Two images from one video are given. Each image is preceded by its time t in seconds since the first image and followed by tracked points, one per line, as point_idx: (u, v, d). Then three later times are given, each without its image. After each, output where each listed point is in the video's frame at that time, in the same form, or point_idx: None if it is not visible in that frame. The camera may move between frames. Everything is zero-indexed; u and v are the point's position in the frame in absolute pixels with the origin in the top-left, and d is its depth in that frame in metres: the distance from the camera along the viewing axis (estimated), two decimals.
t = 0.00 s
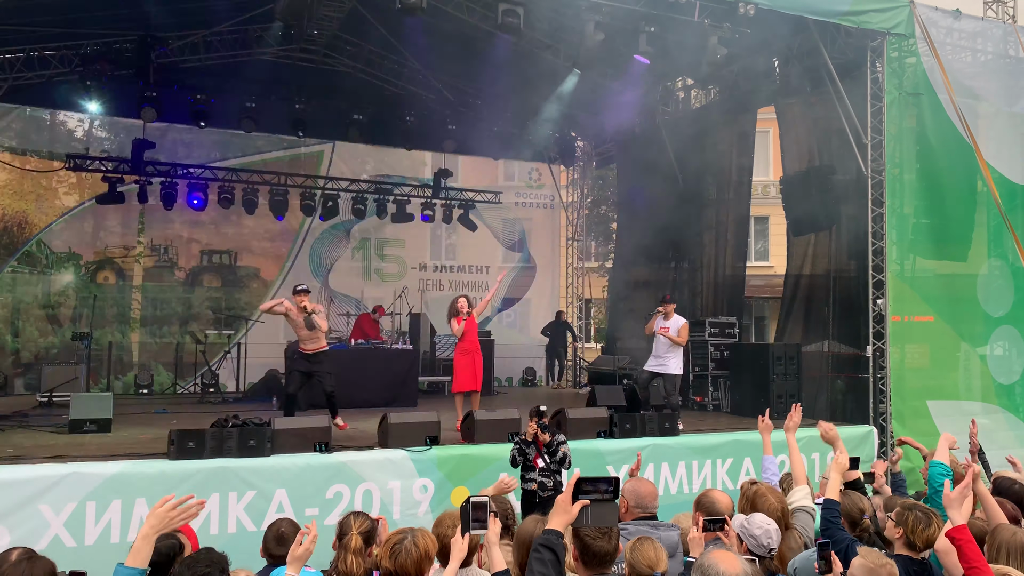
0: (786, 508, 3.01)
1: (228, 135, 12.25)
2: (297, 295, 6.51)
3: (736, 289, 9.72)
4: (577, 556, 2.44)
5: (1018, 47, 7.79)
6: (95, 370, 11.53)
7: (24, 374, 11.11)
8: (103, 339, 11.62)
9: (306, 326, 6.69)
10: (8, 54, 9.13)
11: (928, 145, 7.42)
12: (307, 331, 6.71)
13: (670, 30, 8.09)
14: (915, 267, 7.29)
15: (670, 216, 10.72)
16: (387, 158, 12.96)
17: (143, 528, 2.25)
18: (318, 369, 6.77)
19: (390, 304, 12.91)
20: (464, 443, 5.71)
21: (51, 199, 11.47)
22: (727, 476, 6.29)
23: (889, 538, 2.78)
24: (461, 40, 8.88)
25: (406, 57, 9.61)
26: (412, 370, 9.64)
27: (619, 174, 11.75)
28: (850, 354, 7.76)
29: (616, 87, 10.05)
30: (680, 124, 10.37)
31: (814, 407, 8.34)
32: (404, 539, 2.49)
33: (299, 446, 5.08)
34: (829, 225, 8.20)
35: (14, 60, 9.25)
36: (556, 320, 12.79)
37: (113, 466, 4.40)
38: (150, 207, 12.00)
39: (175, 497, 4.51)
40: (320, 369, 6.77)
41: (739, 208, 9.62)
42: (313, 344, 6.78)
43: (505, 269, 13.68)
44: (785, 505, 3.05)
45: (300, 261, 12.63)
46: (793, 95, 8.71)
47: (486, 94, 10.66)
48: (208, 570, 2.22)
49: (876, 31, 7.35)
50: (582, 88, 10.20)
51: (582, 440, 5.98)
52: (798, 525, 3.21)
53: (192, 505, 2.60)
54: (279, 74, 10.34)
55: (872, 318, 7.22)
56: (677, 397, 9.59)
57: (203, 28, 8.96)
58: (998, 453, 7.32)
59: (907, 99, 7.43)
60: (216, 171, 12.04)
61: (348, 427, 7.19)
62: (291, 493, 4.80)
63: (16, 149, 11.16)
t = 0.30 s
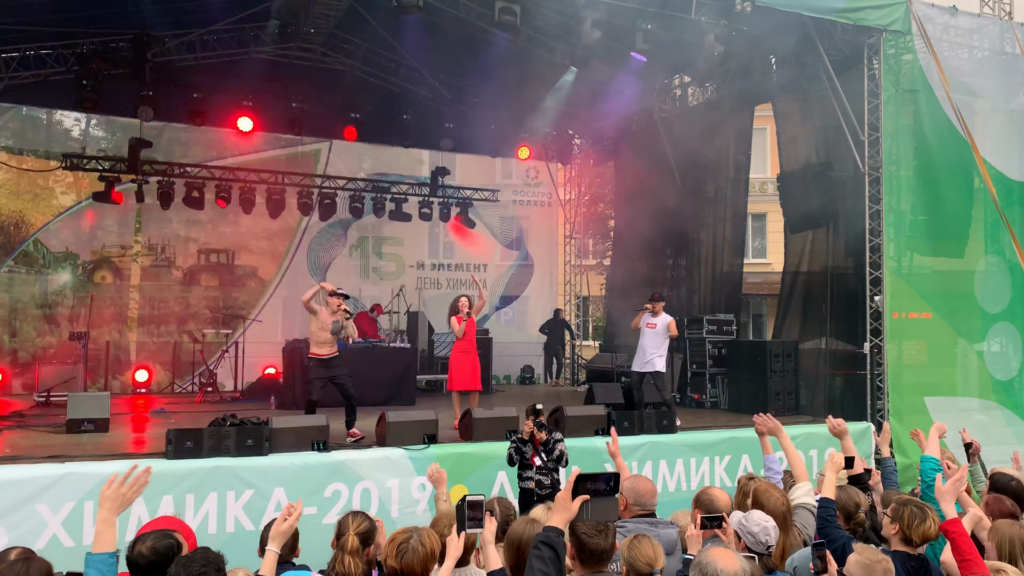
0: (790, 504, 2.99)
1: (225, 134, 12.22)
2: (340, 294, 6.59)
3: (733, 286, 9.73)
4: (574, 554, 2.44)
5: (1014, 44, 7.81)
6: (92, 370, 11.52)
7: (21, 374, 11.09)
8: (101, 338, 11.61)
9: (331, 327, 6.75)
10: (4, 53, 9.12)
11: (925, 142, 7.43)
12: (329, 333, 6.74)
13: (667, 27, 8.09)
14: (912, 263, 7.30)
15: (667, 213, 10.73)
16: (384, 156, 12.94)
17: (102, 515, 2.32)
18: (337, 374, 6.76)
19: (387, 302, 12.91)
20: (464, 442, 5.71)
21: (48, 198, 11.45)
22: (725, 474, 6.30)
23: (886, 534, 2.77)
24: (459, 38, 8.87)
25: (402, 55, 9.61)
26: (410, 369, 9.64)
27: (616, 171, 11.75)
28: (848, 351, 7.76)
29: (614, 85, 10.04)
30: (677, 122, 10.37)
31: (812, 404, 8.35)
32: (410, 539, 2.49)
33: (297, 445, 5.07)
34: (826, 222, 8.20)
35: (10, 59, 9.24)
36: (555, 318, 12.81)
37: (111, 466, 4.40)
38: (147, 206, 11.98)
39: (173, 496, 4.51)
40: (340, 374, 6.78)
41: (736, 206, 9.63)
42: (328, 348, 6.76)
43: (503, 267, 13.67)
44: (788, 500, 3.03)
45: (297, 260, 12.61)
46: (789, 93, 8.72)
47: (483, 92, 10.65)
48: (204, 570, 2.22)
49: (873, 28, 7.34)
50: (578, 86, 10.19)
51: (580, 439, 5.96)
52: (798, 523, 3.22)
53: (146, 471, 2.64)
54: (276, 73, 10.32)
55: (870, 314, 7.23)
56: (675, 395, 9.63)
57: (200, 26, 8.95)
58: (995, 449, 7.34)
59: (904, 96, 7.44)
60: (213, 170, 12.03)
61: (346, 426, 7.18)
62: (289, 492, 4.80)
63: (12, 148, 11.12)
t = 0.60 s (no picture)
0: (790, 504, 3.01)
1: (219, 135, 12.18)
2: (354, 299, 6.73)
3: (728, 286, 9.75)
4: (569, 556, 2.45)
5: (1007, 44, 7.84)
6: (87, 372, 11.48)
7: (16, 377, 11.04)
8: (96, 340, 11.57)
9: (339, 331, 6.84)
10: None
11: (918, 141, 7.47)
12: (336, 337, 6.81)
13: (662, 27, 8.09)
14: (906, 263, 7.33)
15: (662, 213, 10.74)
16: (379, 156, 12.93)
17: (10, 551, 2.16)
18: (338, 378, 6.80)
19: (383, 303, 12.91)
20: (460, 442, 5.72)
21: (42, 200, 11.42)
22: (720, 473, 6.32)
23: (880, 532, 2.79)
24: (454, 39, 8.87)
25: (397, 56, 9.60)
26: (406, 370, 9.64)
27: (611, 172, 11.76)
28: (843, 350, 7.77)
29: (609, 86, 10.06)
30: (671, 122, 10.38)
31: (807, 403, 8.38)
32: (409, 543, 2.50)
33: (294, 447, 5.09)
34: (821, 221, 8.21)
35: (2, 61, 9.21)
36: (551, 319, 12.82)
37: (106, 469, 4.39)
38: (142, 208, 11.95)
39: (170, 498, 4.51)
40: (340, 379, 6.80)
41: (731, 206, 9.65)
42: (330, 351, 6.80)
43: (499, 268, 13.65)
44: (789, 499, 3.05)
45: (293, 262, 12.56)
46: (783, 93, 8.74)
47: (478, 93, 10.64)
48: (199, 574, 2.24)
49: (867, 28, 7.36)
50: (573, 87, 10.21)
51: (575, 438, 5.97)
52: (797, 522, 3.18)
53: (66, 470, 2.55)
54: (270, 74, 10.30)
55: (864, 314, 7.26)
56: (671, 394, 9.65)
57: (194, 28, 8.95)
58: (990, 447, 7.38)
59: (897, 96, 7.47)
60: (207, 171, 12.00)
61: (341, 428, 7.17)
62: (285, 494, 4.79)
63: (6, 150, 11.08)
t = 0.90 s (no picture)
0: (787, 506, 2.99)
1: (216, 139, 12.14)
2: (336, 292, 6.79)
3: (725, 289, 9.78)
4: (567, 560, 2.46)
5: (1001, 47, 7.88)
6: (84, 378, 11.44)
7: (12, 384, 11.02)
8: (92, 346, 11.55)
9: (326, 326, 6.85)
10: None
11: (913, 144, 7.50)
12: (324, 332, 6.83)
13: (657, 31, 8.13)
14: (902, 265, 7.36)
15: (658, 217, 10.78)
16: (376, 161, 12.95)
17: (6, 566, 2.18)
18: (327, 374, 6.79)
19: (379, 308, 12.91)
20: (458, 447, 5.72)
21: (38, 206, 11.40)
22: (718, 476, 6.32)
23: (878, 534, 2.78)
24: (450, 44, 8.90)
25: (393, 61, 9.63)
26: (403, 374, 9.64)
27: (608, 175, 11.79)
28: (839, 352, 7.84)
29: (605, 90, 10.10)
30: (667, 126, 10.42)
31: (804, 406, 8.43)
32: (406, 549, 2.49)
33: (290, 452, 5.08)
34: (818, 224, 8.21)
35: None
36: (548, 322, 12.84)
37: (103, 475, 4.38)
38: (138, 213, 11.94)
39: (166, 504, 4.49)
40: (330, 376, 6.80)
41: (727, 210, 9.67)
42: (322, 347, 6.82)
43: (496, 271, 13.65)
44: (785, 500, 3.03)
45: (289, 266, 12.60)
46: (778, 96, 8.78)
47: (474, 97, 10.67)
48: None
49: (861, 32, 7.45)
50: (569, 91, 10.24)
51: (573, 442, 5.98)
52: (796, 529, 3.18)
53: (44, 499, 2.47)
54: (267, 79, 10.31)
55: (860, 316, 7.28)
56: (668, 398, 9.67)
57: (190, 34, 8.98)
58: (986, 449, 7.40)
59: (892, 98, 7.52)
60: (204, 177, 12.00)
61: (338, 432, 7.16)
62: (282, 500, 4.78)
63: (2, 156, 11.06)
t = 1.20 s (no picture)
0: (787, 514, 3.00)
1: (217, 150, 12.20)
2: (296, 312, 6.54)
3: (725, 297, 9.78)
4: (568, 571, 2.44)
5: (998, 55, 7.92)
6: (84, 389, 11.43)
7: (13, 395, 11.02)
8: (93, 357, 11.54)
9: (301, 344, 6.70)
10: None
11: (912, 152, 7.53)
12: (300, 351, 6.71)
13: (655, 41, 8.18)
14: (901, 272, 7.37)
15: (657, 225, 10.79)
16: (376, 171, 12.98)
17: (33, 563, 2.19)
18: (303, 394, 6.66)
19: (379, 318, 12.91)
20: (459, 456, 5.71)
21: (39, 217, 11.43)
22: (719, 485, 6.30)
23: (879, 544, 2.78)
24: (448, 53, 8.95)
25: (392, 71, 9.68)
26: (404, 383, 9.63)
27: (607, 184, 11.81)
28: (839, 360, 7.83)
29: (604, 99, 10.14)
30: (666, 135, 10.44)
31: (805, 414, 8.41)
32: (407, 560, 2.48)
33: (290, 462, 5.06)
34: (816, 232, 8.23)
35: None
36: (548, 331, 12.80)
37: (103, 486, 4.38)
38: (139, 224, 11.96)
39: (167, 515, 4.48)
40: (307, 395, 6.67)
41: (726, 217, 9.70)
42: (301, 366, 6.74)
43: (496, 280, 13.68)
44: (786, 510, 3.04)
45: (290, 276, 12.63)
46: (777, 105, 8.81)
47: (473, 107, 10.72)
48: None
49: (860, 40, 7.47)
50: (568, 100, 10.28)
51: (574, 451, 5.96)
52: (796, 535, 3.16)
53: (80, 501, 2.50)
54: (268, 89, 10.36)
55: (860, 323, 7.30)
56: (670, 406, 9.65)
57: (191, 45, 9.04)
58: (988, 457, 7.38)
59: (890, 106, 7.55)
60: (205, 188, 12.06)
61: (339, 442, 7.15)
62: (283, 510, 4.78)
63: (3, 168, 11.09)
